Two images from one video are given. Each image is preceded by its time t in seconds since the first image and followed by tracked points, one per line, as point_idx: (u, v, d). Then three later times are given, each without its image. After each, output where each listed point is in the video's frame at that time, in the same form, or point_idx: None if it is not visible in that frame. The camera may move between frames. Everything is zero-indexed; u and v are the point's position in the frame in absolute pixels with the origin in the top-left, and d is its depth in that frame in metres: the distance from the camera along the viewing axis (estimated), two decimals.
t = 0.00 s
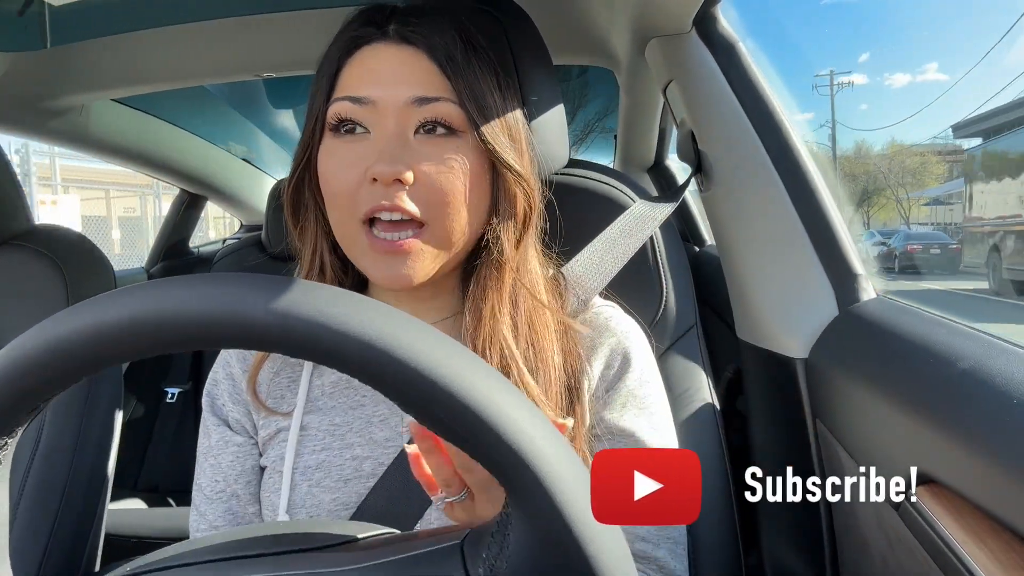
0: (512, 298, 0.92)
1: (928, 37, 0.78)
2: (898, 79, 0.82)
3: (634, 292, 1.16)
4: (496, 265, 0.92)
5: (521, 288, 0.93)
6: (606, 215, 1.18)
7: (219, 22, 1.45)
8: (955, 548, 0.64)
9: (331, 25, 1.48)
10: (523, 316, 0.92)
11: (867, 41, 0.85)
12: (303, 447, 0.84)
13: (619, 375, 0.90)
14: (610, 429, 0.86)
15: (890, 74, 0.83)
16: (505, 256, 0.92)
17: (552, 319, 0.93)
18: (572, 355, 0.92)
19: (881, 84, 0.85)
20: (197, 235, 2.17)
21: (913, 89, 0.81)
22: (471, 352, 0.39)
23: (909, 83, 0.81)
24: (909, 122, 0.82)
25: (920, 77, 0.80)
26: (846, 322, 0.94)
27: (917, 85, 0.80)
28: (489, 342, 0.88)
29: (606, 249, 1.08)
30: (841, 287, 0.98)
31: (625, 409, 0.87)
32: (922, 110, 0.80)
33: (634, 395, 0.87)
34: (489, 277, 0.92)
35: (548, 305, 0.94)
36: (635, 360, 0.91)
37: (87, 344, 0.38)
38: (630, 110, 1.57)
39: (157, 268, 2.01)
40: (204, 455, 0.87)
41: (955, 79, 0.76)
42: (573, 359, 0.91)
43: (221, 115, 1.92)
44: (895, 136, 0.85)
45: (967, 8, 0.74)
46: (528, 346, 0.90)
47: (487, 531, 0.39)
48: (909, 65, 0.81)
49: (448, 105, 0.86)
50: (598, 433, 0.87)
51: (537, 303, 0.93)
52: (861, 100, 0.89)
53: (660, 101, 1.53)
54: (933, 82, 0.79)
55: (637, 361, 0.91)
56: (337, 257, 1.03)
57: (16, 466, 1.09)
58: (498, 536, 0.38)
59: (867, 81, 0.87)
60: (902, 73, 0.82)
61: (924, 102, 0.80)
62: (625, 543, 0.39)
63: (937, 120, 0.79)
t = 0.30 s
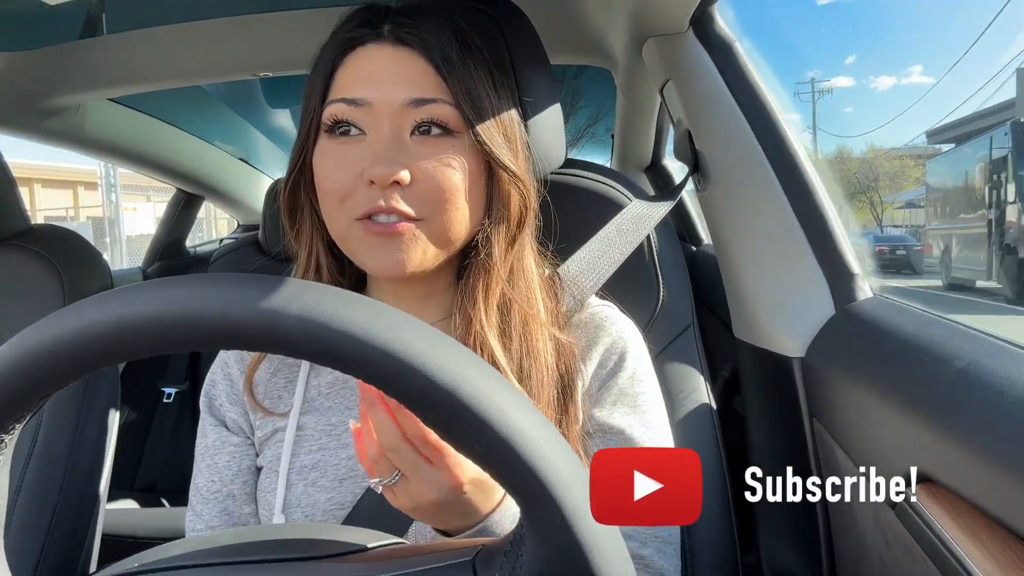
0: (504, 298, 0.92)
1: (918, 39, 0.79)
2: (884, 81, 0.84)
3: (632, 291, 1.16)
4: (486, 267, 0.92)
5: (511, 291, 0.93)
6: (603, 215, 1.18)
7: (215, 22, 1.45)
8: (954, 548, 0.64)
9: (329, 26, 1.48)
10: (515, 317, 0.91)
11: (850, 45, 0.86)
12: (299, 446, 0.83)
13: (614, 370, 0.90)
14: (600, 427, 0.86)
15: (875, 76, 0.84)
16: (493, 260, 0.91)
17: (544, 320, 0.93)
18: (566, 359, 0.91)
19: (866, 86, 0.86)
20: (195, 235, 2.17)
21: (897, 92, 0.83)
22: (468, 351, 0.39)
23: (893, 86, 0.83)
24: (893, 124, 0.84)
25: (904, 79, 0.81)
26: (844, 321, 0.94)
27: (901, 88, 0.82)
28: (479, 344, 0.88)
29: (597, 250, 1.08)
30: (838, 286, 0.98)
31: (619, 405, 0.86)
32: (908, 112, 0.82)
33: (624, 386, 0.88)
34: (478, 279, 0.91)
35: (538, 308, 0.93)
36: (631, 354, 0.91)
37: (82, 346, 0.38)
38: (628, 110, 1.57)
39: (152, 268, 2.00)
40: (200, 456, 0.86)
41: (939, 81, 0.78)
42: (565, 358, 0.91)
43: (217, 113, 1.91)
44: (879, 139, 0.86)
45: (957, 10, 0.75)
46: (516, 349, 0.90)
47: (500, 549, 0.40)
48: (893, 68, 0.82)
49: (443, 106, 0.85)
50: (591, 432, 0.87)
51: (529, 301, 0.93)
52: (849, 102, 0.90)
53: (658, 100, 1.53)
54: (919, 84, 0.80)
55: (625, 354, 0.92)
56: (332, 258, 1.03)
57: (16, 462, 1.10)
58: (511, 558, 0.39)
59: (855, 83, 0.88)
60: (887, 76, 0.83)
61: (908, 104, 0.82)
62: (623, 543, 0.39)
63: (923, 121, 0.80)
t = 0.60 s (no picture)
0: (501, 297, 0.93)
1: (908, 40, 0.80)
2: (874, 82, 0.85)
3: (631, 292, 1.16)
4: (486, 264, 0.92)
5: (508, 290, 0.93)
6: (601, 215, 1.18)
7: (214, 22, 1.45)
8: (954, 548, 0.64)
9: (328, 27, 1.48)
10: (510, 315, 0.91)
11: (842, 47, 0.87)
12: (294, 446, 0.83)
13: (601, 346, 0.87)
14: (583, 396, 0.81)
15: (865, 78, 0.86)
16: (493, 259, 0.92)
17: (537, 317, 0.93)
18: (555, 353, 0.90)
19: (857, 88, 0.88)
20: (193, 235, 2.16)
21: (888, 93, 0.84)
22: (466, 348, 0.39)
23: (884, 87, 0.84)
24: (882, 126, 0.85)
25: (894, 81, 0.83)
26: (843, 322, 0.94)
27: (891, 89, 0.83)
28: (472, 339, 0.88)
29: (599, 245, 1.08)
30: (837, 287, 0.98)
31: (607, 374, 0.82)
32: (897, 111, 0.83)
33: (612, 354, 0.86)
34: (476, 278, 0.92)
35: (531, 306, 0.93)
36: (620, 338, 0.88)
37: (81, 348, 0.38)
38: (627, 111, 1.57)
39: (150, 267, 1.99)
40: (199, 458, 0.86)
41: (927, 83, 0.79)
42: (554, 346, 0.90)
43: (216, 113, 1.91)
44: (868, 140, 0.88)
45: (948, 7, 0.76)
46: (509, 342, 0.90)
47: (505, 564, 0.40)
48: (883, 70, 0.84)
49: (454, 107, 0.86)
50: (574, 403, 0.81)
51: (527, 302, 0.93)
52: (837, 105, 0.92)
53: (657, 101, 1.53)
54: (908, 86, 0.81)
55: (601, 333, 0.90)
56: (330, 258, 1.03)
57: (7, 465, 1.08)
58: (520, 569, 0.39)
59: (844, 84, 0.89)
60: (877, 78, 0.85)
61: (897, 103, 0.83)
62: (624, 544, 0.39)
63: (909, 121, 0.82)
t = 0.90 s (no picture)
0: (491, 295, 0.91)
1: (902, 42, 0.80)
2: (868, 84, 0.86)
3: (629, 291, 1.16)
4: (479, 260, 0.92)
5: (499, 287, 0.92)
6: (599, 214, 1.18)
7: (213, 23, 1.45)
8: (952, 548, 0.64)
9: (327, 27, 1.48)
10: (498, 311, 0.89)
11: (838, 47, 0.88)
12: (285, 446, 0.83)
13: (587, 339, 0.86)
14: (572, 381, 0.80)
15: (859, 79, 0.87)
16: (486, 262, 0.92)
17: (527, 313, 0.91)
18: (541, 342, 0.88)
19: (850, 89, 0.89)
20: (191, 236, 2.16)
21: (882, 94, 0.85)
22: (459, 344, 0.39)
23: (877, 88, 0.85)
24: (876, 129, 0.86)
25: (889, 82, 0.83)
26: (841, 321, 0.94)
27: (885, 91, 0.84)
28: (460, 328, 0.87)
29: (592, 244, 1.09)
30: (836, 286, 0.98)
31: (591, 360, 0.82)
32: (889, 113, 0.84)
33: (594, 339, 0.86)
34: (466, 277, 0.92)
35: (519, 301, 0.91)
36: (605, 333, 0.87)
37: (75, 348, 0.38)
38: (626, 111, 1.57)
39: (149, 268, 1.99)
40: (196, 459, 0.86)
41: (918, 84, 0.80)
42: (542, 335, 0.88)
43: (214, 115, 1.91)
44: (862, 142, 0.89)
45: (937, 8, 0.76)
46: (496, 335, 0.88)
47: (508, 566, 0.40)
48: (876, 72, 0.85)
49: (452, 113, 0.87)
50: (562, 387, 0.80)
51: (515, 296, 0.91)
52: (832, 105, 0.92)
53: (656, 102, 1.53)
54: (902, 86, 0.82)
55: (583, 322, 0.90)
56: (324, 258, 1.03)
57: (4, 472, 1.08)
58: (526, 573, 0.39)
59: (841, 85, 0.90)
60: (871, 79, 0.86)
61: (888, 105, 0.84)
62: (623, 548, 0.38)
63: (900, 122, 0.82)
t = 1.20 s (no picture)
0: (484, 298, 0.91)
1: (898, 42, 0.81)
2: (863, 85, 0.87)
3: (627, 291, 1.16)
4: (472, 260, 0.92)
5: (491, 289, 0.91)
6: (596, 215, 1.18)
7: (210, 23, 1.45)
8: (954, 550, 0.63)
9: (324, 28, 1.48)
10: (491, 312, 0.89)
11: (834, 48, 0.90)
12: (281, 447, 0.83)
13: (581, 338, 0.86)
14: (564, 379, 0.80)
15: (855, 80, 0.87)
16: (477, 263, 0.91)
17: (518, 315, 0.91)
18: (534, 341, 0.88)
19: (846, 90, 0.89)
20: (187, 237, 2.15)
21: (877, 96, 0.85)
22: (456, 345, 0.39)
23: (872, 90, 0.86)
24: (871, 132, 0.87)
25: (884, 83, 0.84)
26: (838, 321, 0.94)
27: (879, 92, 0.85)
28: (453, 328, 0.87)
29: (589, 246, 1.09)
30: (834, 286, 0.97)
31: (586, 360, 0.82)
32: (886, 114, 0.84)
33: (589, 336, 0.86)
34: (458, 278, 0.91)
35: (513, 301, 0.91)
36: (601, 333, 0.87)
37: (69, 351, 0.38)
38: (623, 112, 1.58)
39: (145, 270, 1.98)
40: (192, 460, 0.86)
41: (915, 85, 0.80)
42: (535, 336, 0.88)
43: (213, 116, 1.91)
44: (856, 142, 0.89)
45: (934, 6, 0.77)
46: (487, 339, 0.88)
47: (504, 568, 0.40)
48: (872, 74, 0.85)
49: (442, 115, 0.87)
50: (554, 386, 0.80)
51: (509, 296, 0.91)
52: (829, 106, 0.93)
53: (653, 103, 1.53)
54: (898, 87, 0.82)
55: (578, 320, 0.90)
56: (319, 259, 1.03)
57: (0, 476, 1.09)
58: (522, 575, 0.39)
59: (838, 85, 0.90)
60: (867, 80, 0.86)
61: (885, 106, 0.84)
62: (621, 549, 0.39)
63: (897, 122, 0.83)
